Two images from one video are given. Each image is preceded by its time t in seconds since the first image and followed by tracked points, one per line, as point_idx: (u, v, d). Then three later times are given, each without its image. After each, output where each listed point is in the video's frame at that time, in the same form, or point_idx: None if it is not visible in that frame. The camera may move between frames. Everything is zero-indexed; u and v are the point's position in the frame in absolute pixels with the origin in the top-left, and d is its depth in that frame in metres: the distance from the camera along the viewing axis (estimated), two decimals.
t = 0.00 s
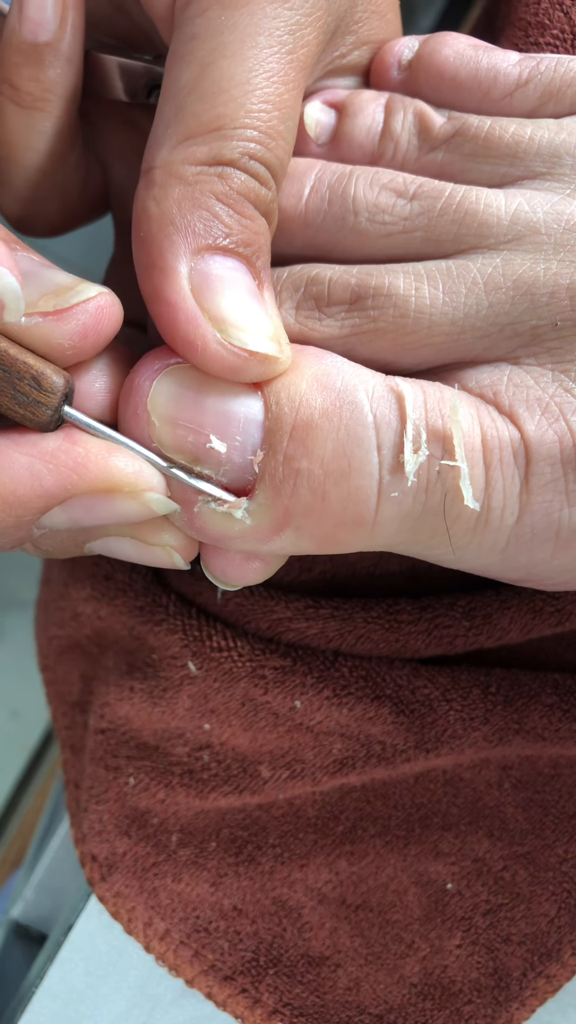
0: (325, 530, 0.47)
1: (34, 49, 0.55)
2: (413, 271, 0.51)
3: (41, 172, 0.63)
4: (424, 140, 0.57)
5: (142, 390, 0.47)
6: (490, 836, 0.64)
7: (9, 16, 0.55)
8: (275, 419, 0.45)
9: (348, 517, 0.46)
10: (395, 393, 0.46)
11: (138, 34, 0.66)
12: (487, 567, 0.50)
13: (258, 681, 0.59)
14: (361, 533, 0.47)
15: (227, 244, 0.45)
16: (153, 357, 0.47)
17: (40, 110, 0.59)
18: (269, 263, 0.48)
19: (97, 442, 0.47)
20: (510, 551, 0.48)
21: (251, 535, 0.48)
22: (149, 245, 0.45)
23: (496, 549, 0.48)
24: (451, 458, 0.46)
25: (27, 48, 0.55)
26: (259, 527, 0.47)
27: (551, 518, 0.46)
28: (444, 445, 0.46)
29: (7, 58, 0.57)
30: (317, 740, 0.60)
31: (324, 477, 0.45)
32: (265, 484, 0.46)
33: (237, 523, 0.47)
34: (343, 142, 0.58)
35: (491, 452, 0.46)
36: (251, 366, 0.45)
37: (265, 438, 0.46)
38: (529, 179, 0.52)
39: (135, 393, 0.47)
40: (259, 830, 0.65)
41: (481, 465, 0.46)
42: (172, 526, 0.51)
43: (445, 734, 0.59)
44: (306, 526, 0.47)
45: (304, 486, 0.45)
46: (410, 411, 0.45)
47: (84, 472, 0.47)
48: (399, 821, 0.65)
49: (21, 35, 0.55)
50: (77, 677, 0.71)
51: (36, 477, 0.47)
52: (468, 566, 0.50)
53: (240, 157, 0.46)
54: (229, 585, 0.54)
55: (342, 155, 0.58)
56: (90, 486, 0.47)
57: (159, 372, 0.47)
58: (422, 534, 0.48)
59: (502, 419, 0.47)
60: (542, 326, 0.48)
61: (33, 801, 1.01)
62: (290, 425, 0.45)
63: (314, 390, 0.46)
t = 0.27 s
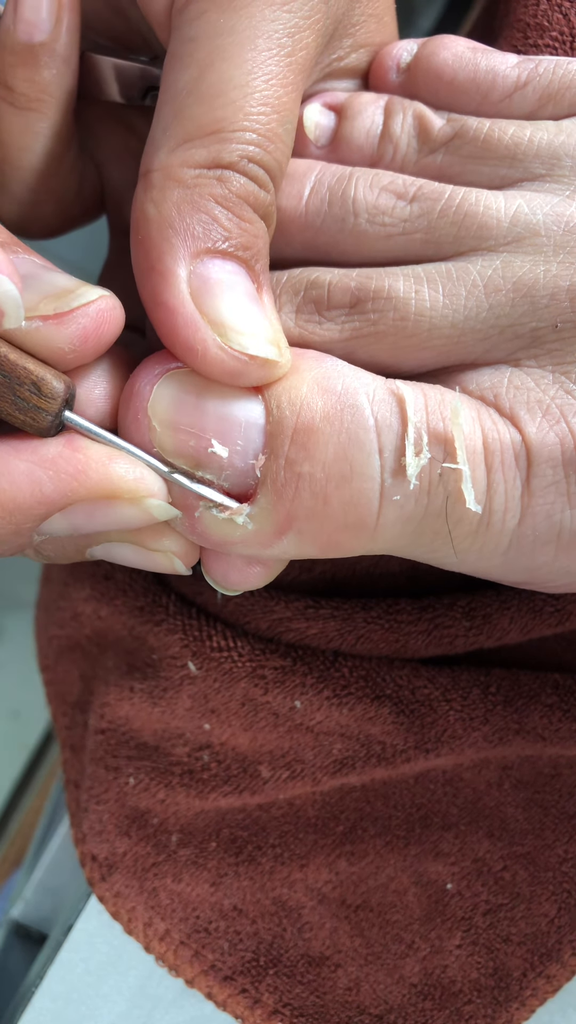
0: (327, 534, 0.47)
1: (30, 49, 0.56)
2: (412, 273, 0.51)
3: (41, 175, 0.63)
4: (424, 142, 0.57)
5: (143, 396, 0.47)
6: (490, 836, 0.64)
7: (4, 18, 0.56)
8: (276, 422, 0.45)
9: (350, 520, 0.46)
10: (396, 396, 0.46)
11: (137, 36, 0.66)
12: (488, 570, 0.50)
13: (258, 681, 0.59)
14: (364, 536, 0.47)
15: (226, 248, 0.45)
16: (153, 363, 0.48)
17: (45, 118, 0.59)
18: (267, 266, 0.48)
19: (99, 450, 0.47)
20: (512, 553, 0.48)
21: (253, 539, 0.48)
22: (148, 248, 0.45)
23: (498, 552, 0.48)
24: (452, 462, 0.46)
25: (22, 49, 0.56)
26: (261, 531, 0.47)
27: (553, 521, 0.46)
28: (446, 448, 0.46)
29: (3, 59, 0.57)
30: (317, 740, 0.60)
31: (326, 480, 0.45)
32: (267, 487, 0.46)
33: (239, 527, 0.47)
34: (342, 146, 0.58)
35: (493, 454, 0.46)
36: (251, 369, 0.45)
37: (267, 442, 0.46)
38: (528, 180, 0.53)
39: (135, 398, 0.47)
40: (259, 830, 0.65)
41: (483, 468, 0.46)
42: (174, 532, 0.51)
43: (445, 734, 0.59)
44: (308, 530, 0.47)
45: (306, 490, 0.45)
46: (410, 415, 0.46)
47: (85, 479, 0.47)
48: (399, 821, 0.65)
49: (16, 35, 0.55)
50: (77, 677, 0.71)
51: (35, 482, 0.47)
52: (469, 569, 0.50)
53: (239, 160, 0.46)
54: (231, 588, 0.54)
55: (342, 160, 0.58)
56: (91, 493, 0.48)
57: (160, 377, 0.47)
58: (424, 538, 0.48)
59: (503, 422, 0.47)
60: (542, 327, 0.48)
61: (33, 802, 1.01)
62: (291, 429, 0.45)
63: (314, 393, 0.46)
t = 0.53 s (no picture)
0: (330, 533, 0.47)
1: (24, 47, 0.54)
2: (412, 274, 0.51)
3: (39, 174, 0.63)
4: (424, 142, 0.57)
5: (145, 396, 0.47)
6: (490, 836, 0.64)
7: None
8: (278, 422, 0.45)
9: (352, 520, 0.46)
10: (397, 396, 0.46)
11: (136, 36, 0.66)
12: (489, 571, 0.50)
13: (257, 681, 0.59)
14: (366, 537, 0.47)
15: (225, 248, 0.45)
16: (155, 363, 0.47)
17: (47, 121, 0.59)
18: (266, 265, 0.48)
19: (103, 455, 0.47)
20: (513, 554, 0.48)
21: (255, 540, 0.48)
22: (147, 247, 0.44)
23: (499, 553, 0.48)
24: (454, 461, 0.45)
25: (17, 47, 0.54)
26: (263, 530, 0.47)
27: (554, 521, 0.46)
28: (447, 447, 0.46)
29: None
30: (317, 740, 0.60)
31: (328, 480, 0.45)
32: (269, 487, 0.46)
33: (241, 527, 0.47)
34: (343, 145, 0.58)
35: (493, 454, 0.46)
36: (248, 369, 0.45)
37: (269, 442, 0.46)
38: (528, 180, 0.52)
39: (136, 398, 0.47)
40: (259, 830, 0.65)
41: (484, 468, 0.46)
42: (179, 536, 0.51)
43: (445, 734, 0.59)
44: (310, 529, 0.47)
45: (308, 490, 0.45)
46: (411, 414, 0.45)
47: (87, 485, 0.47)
48: (399, 821, 0.65)
49: (9, 33, 0.53)
50: (77, 677, 0.71)
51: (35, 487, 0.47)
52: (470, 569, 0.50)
53: (239, 159, 0.46)
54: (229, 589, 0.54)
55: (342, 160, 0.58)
56: (93, 498, 0.47)
57: (160, 378, 0.47)
58: (425, 539, 0.48)
59: (504, 421, 0.46)
60: (542, 328, 0.48)
61: (33, 801, 1.01)
62: (293, 428, 0.45)
63: (315, 393, 0.46)
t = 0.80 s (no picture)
0: (323, 533, 0.47)
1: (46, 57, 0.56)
2: (411, 277, 0.51)
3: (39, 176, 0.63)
4: (423, 143, 0.57)
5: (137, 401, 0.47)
6: (490, 836, 0.64)
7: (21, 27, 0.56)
8: (267, 424, 0.45)
9: (345, 519, 0.46)
10: (388, 395, 0.46)
11: (138, 38, 0.66)
12: (489, 570, 0.50)
13: (257, 681, 0.59)
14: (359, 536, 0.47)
15: (219, 253, 0.45)
16: (149, 368, 0.47)
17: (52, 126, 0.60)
18: (263, 270, 0.48)
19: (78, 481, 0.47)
20: (511, 554, 0.48)
21: (250, 541, 0.48)
22: (143, 254, 0.45)
23: (497, 552, 0.48)
24: (445, 457, 0.45)
25: (40, 58, 0.56)
26: (256, 530, 0.48)
27: (553, 522, 0.46)
28: (438, 443, 0.46)
29: (22, 70, 0.57)
30: (317, 740, 0.60)
31: (318, 481, 0.45)
32: (260, 487, 0.46)
33: (235, 529, 0.48)
34: (343, 143, 0.58)
35: (487, 454, 0.46)
36: (240, 376, 0.45)
37: (258, 443, 0.46)
38: (528, 181, 0.52)
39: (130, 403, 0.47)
40: (259, 830, 0.65)
41: (477, 467, 0.46)
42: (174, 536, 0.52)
43: (445, 734, 0.59)
44: (303, 530, 0.47)
45: (299, 491, 0.45)
46: (402, 412, 0.45)
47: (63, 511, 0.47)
48: (399, 821, 0.65)
49: (33, 46, 0.55)
50: (77, 677, 0.71)
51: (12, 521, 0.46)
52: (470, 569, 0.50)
53: (237, 164, 0.46)
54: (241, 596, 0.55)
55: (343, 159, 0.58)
56: (71, 521, 0.47)
57: (151, 383, 0.47)
58: (423, 538, 0.48)
59: (499, 421, 0.46)
60: (541, 330, 0.47)
61: (33, 802, 1.01)
62: (282, 430, 0.45)
63: (305, 395, 0.46)
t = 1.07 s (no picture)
0: (324, 540, 0.46)
1: (64, 81, 0.57)
2: (410, 280, 0.51)
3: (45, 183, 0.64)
4: (422, 147, 0.57)
5: (136, 414, 0.48)
6: (490, 836, 0.64)
7: (42, 53, 0.57)
8: (263, 434, 0.46)
9: (344, 525, 0.46)
10: (384, 401, 0.46)
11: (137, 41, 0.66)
12: (491, 572, 0.50)
13: (258, 681, 0.59)
14: (359, 542, 0.47)
15: (214, 266, 0.45)
16: (148, 386, 0.48)
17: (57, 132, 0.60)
18: (262, 283, 0.48)
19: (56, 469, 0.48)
20: (514, 558, 0.48)
21: (250, 548, 0.48)
22: (140, 273, 0.46)
23: (500, 556, 0.48)
24: (446, 462, 0.45)
25: (59, 83, 0.57)
26: (256, 540, 0.48)
27: (553, 524, 0.46)
28: (438, 449, 0.46)
29: (42, 93, 0.59)
30: (317, 740, 0.60)
31: (316, 487, 0.45)
32: (258, 497, 0.46)
33: (235, 537, 0.48)
34: (340, 152, 0.58)
35: (489, 461, 0.46)
36: (234, 389, 0.45)
37: (255, 454, 0.46)
38: (528, 184, 0.52)
39: (131, 419, 0.48)
40: (259, 830, 0.65)
41: (479, 473, 0.46)
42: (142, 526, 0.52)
43: (445, 734, 0.59)
44: (304, 537, 0.46)
45: (297, 498, 0.45)
46: (399, 416, 0.46)
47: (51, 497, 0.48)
48: (399, 821, 0.65)
49: (52, 71, 0.57)
50: (77, 677, 0.71)
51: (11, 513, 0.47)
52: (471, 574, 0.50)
53: (231, 179, 0.46)
54: (270, 610, 0.55)
55: (341, 162, 0.58)
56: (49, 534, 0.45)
57: (151, 399, 0.47)
58: (425, 542, 0.47)
59: (501, 429, 0.46)
60: (541, 334, 0.48)
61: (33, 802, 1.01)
62: (277, 439, 0.45)
63: (300, 407, 0.46)
